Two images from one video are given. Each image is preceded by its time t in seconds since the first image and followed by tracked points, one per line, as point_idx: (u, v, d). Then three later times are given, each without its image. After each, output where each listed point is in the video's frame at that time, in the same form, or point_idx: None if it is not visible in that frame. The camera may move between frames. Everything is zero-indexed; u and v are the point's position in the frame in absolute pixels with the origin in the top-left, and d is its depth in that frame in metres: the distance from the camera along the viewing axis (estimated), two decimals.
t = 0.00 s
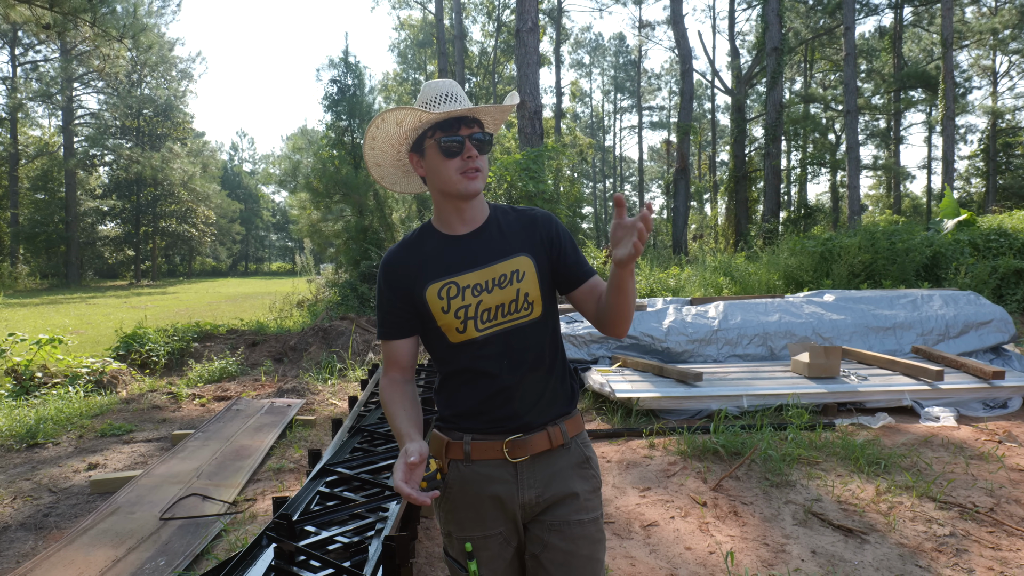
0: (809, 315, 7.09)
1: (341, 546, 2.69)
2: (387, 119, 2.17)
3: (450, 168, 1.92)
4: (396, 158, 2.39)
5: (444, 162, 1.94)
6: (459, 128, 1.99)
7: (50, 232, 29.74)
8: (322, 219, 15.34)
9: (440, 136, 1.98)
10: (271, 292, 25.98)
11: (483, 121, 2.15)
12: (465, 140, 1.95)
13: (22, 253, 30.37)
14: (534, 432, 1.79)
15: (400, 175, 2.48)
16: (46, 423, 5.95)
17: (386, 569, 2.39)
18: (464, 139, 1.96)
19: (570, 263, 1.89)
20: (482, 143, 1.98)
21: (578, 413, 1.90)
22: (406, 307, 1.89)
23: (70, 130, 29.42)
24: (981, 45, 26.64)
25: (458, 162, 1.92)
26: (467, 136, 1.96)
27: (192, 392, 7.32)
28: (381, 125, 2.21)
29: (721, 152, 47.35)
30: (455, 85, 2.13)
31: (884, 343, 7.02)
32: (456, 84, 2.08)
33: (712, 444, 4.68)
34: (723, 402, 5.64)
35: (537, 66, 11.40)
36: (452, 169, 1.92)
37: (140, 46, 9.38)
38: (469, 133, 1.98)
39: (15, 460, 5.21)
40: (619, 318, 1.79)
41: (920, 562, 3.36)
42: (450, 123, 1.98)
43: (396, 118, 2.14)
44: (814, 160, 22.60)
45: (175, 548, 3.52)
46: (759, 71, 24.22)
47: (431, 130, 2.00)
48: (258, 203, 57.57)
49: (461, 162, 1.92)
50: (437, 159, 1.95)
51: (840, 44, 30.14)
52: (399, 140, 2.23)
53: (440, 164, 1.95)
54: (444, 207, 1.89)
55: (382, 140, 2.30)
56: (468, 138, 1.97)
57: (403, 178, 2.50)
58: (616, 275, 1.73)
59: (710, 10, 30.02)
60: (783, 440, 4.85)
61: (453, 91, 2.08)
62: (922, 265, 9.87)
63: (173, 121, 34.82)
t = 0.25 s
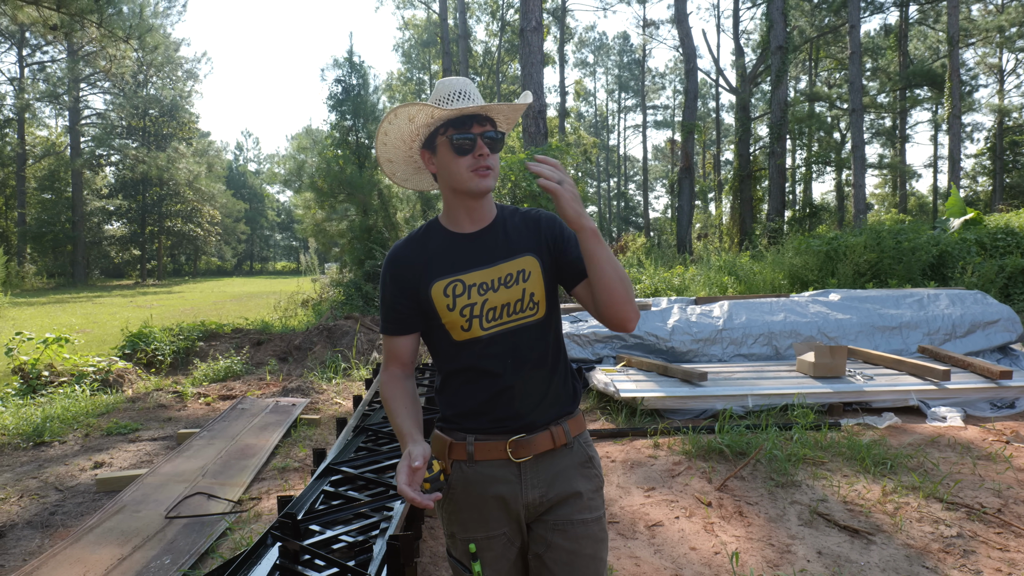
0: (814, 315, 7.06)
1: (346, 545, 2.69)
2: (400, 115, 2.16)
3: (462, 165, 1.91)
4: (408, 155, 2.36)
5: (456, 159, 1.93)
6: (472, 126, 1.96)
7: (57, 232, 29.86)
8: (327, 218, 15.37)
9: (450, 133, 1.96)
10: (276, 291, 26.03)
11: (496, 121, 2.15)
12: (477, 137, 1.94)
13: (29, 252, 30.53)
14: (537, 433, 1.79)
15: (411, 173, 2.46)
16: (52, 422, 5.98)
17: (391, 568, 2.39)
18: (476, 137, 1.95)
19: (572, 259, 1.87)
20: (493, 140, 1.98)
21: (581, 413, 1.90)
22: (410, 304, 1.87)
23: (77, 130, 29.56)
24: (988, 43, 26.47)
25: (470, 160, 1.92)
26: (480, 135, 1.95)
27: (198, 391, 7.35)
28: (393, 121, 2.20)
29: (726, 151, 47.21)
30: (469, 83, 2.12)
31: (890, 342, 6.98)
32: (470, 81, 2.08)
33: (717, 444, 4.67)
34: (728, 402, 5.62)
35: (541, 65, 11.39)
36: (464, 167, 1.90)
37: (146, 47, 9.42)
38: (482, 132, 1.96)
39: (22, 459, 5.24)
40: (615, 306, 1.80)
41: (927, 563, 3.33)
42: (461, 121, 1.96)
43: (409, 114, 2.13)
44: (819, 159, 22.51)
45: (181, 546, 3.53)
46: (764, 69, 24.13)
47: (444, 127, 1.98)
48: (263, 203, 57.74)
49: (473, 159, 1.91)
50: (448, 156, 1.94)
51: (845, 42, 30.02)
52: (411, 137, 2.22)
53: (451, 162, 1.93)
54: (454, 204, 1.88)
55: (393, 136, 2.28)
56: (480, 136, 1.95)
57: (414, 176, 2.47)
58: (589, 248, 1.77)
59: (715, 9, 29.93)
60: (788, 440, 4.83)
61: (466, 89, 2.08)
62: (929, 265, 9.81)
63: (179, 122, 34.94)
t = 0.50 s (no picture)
0: (819, 315, 7.03)
1: (349, 545, 2.70)
2: (422, 117, 2.05)
3: (486, 168, 1.89)
4: (421, 158, 2.33)
5: (477, 161, 1.91)
6: (491, 128, 1.96)
7: (62, 231, 29.96)
8: (331, 218, 15.40)
9: (468, 136, 1.95)
10: (280, 291, 26.08)
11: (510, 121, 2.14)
12: (496, 139, 1.93)
13: (34, 252, 30.65)
14: (538, 432, 1.79)
15: (419, 173, 2.44)
16: (57, 421, 6.00)
17: (393, 568, 2.39)
18: (496, 139, 1.94)
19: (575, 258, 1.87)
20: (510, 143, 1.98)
21: (582, 413, 1.90)
22: (413, 301, 1.86)
23: (82, 131, 29.69)
24: (993, 43, 26.36)
25: (492, 162, 1.90)
26: (498, 137, 1.94)
27: (202, 391, 7.36)
28: (413, 123, 2.09)
29: (730, 150, 47.13)
30: (485, 86, 2.10)
31: (894, 343, 6.96)
32: (485, 83, 2.06)
33: (721, 444, 4.66)
34: (732, 402, 5.61)
35: (545, 65, 11.38)
36: (486, 169, 1.89)
37: (150, 47, 9.45)
38: (501, 133, 1.96)
39: (27, 458, 5.26)
40: (612, 299, 1.80)
41: (932, 565, 3.32)
42: (480, 124, 1.95)
43: (433, 116, 2.02)
44: (824, 159, 22.45)
45: (184, 545, 3.54)
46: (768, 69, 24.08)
47: (463, 129, 1.96)
48: (267, 203, 57.89)
49: (494, 162, 1.90)
50: (468, 158, 1.92)
51: (850, 42, 29.95)
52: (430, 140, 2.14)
53: (471, 164, 1.91)
54: (469, 204, 1.87)
55: (407, 137, 2.21)
56: (499, 138, 1.95)
57: (422, 177, 2.46)
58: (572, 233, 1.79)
59: (719, 9, 29.89)
60: (792, 441, 4.82)
61: (482, 90, 2.06)
62: (933, 265, 9.76)
63: (183, 122, 35.02)
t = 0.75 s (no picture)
0: (822, 316, 7.01)
1: (352, 545, 2.70)
2: (440, 110, 2.00)
3: (502, 166, 1.89)
4: (428, 155, 2.32)
5: (492, 160, 1.90)
6: (506, 127, 1.96)
7: (67, 231, 30.02)
8: (334, 218, 15.42)
9: (482, 133, 1.95)
10: (283, 291, 26.10)
11: (521, 121, 2.15)
12: (511, 138, 1.94)
13: (39, 252, 30.74)
14: (543, 432, 1.79)
15: (422, 170, 2.43)
16: (61, 421, 6.02)
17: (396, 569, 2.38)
18: (511, 138, 1.94)
19: (583, 259, 1.90)
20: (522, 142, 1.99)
21: (585, 414, 1.91)
22: (418, 302, 1.85)
23: (86, 131, 29.79)
24: (998, 42, 26.24)
25: (507, 161, 1.90)
26: (513, 136, 1.95)
27: (205, 391, 7.38)
28: (431, 116, 2.04)
29: (734, 150, 47.06)
30: (495, 86, 2.12)
31: (898, 344, 6.94)
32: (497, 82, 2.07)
33: (724, 445, 4.65)
34: (735, 403, 5.59)
35: (548, 66, 11.39)
36: (501, 168, 1.88)
37: (154, 48, 9.48)
38: (515, 134, 1.97)
39: (31, 457, 5.28)
40: (630, 299, 1.82)
41: (937, 566, 3.30)
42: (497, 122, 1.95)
43: (451, 111, 1.97)
44: (828, 159, 22.40)
45: (187, 545, 3.55)
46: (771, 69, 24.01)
47: (477, 127, 1.96)
48: (270, 203, 58.01)
49: (509, 162, 1.90)
50: (484, 156, 1.92)
51: (854, 42, 29.89)
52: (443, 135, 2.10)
53: (487, 162, 1.90)
54: (476, 204, 1.87)
55: (420, 133, 2.18)
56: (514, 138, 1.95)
57: (426, 173, 2.45)
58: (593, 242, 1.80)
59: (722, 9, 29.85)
60: (796, 442, 4.80)
61: (493, 90, 2.07)
62: (938, 265, 9.73)
63: (187, 122, 35.09)
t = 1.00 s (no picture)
0: (825, 316, 7.01)
1: (354, 545, 2.70)
2: (426, 108, 2.06)
3: (490, 162, 1.90)
4: (421, 155, 2.36)
5: (480, 156, 1.92)
6: (495, 122, 1.98)
7: (68, 230, 29.99)
8: (336, 218, 15.42)
9: (473, 129, 1.96)
10: (284, 291, 26.10)
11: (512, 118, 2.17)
12: (500, 134, 1.95)
13: (41, 252, 30.76)
14: (549, 431, 1.79)
15: (416, 171, 2.46)
16: (63, 419, 6.03)
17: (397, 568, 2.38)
18: (500, 134, 1.96)
19: (595, 250, 1.95)
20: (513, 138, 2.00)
21: (590, 412, 1.91)
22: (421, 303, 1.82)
23: (88, 130, 29.82)
24: (1001, 43, 26.16)
25: (496, 157, 1.92)
26: (502, 132, 1.96)
27: (207, 391, 7.38)
28: (418, 114, 2.10)
29: (736, 151, 46.99)
30: (484, 82, 2.16)
31: (901, 345, 6.92)
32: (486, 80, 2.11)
33: (726, 445, 4.64)
34: (737, 404, 5.59)
35: (550, 66, 11.38)
36: (489, 164, 1.90)
37: (156, 48, 9.49)
38: (505, 129, 1.98)
39: (33, 457, 5.29)
40: (654, 281, 1.84)
41: (938, 567, 3.30)
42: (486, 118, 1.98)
43: (436, 107, 2.03)
44: (830, 160, 22.34)
45: (189, 545, 3.55)
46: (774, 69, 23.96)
47: (465, 123, 1.98)
48: (272, 203, 58.05)
49: (498, 157, 1.92)
50: (472, 153, 1.93)
51: (856, 43, 29.86)
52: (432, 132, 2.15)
53: (475, 157, 1.92)
54: (470, 203, 1.88)
55: (412, 132, 2.22)
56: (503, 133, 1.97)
57: (421, 175, 2.49)
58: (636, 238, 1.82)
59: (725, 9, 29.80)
60: (797, 442, 4.79)
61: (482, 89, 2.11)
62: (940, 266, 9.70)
63: (189, 122, 35.09)
